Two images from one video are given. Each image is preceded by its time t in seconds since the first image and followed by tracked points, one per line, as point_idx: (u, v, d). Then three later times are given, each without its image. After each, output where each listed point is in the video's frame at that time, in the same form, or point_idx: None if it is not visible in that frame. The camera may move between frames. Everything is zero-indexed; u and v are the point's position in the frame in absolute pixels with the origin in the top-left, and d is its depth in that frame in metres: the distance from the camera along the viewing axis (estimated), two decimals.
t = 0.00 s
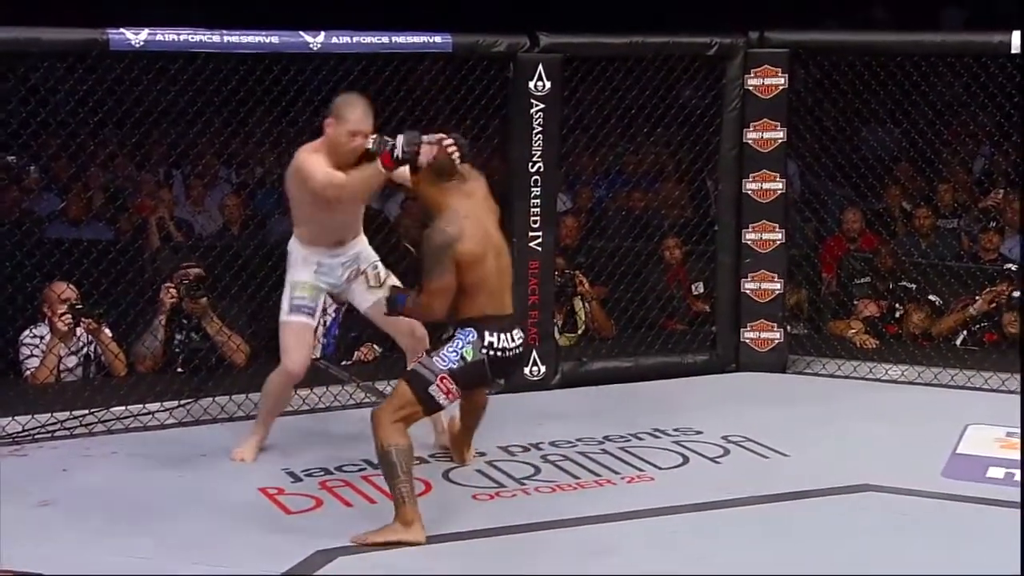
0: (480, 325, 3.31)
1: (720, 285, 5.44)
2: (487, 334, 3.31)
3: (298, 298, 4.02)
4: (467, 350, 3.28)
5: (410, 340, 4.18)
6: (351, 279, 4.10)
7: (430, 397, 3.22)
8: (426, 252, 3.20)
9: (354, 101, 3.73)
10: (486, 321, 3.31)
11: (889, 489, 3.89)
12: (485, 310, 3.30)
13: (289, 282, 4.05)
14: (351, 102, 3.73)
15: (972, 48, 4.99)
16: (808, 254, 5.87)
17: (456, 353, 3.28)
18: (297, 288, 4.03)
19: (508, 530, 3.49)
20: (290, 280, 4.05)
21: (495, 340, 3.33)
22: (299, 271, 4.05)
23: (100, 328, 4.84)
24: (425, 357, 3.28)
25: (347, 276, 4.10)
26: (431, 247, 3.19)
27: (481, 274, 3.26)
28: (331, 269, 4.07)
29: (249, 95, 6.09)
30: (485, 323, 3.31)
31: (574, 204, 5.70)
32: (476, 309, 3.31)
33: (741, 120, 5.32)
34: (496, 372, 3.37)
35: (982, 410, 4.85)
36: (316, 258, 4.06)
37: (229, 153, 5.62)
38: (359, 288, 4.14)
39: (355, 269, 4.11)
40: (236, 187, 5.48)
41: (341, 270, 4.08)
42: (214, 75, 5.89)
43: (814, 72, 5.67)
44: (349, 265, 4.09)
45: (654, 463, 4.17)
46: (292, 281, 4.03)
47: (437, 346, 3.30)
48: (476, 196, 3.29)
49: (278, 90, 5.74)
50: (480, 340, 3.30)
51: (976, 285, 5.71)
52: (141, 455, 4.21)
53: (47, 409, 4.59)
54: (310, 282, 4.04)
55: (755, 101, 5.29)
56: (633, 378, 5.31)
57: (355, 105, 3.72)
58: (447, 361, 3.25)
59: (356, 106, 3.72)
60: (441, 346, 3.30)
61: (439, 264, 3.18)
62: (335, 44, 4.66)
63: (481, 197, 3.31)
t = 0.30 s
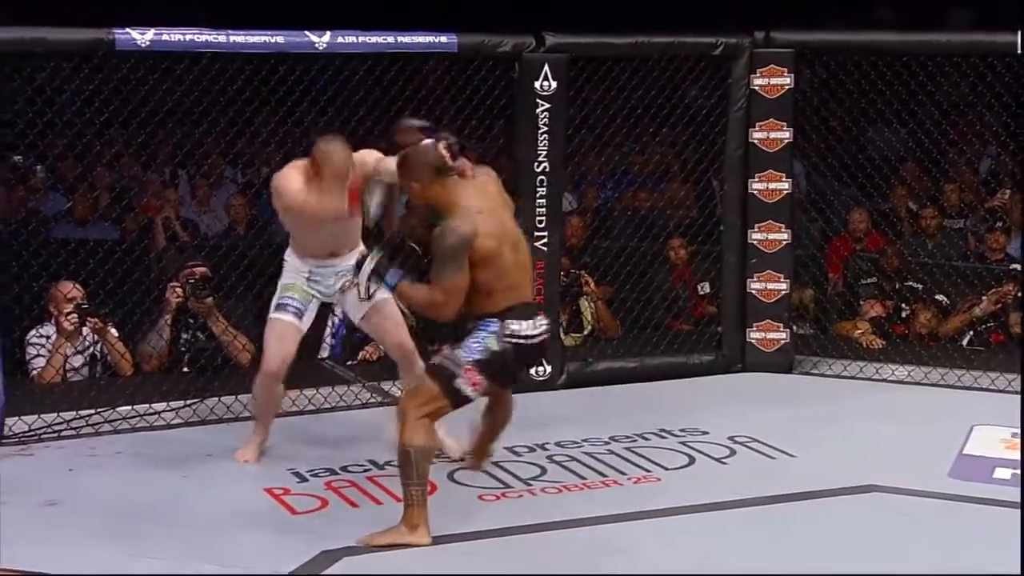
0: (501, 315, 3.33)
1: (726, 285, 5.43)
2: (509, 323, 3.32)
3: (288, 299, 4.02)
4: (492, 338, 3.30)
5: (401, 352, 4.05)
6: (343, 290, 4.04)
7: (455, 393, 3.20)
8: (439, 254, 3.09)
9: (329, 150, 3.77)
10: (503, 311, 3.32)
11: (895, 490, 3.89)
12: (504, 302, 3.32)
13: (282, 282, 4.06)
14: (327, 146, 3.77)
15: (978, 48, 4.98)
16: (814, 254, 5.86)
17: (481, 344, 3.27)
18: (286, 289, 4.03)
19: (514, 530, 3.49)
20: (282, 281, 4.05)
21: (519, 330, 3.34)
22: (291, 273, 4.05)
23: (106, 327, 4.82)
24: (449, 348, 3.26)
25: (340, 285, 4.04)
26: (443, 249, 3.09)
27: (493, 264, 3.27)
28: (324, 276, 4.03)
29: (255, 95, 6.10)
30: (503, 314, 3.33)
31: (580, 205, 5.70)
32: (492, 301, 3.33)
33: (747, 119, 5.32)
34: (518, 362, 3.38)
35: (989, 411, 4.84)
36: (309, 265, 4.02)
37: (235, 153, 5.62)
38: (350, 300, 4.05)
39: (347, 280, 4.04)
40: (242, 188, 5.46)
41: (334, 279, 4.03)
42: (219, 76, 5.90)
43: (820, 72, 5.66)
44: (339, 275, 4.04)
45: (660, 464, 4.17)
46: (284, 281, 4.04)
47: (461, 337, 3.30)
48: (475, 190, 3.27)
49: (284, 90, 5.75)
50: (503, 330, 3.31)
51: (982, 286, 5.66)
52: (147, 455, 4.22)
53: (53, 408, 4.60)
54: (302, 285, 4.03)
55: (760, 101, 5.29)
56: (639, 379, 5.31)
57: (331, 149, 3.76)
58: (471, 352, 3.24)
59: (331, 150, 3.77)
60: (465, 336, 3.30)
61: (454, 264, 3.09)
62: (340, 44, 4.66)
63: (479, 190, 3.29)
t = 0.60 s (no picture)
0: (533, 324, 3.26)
1: (734, 286, 5.42)
2: (532, 333, 3.25)
3: (292, 291, 3.97)
4: (513, 348, 3.23)
5: (401, 345, 4.02)
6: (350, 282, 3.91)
7: (470, 399, 3.19)
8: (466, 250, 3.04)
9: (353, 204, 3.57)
10: (532, 320, 3.25)
11: (904, 491, 3.87)
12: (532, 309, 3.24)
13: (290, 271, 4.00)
14: (351, 201, 3.57)
15: (986, 49, 4.97)
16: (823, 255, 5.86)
17: (499, 351, 3.23)
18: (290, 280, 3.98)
19: (521, 531, 3.49)
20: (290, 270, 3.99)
21: (542, 339, 3.26)
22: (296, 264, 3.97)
23: (115, 329, 4.87)
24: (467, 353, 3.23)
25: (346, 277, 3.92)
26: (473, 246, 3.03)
27: (524, 272, 3.21)
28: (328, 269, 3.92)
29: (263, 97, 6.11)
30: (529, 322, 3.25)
31: (588, 206, 5.70)
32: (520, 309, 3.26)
33: (755, 121, 5.31)
34: (542, 372, 3.30)
35: (998, 412, 4.82)
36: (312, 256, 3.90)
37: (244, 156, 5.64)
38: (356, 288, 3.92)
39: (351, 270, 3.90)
40: (250, 189, 5.47)
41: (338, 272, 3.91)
42: (228, 77, 5.91)
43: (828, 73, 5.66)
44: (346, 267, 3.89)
45: (669, 465, 4.16)
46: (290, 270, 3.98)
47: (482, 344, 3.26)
48: (518, 195, 3.21)
49: (292, 92, 5.75)
50: (525, 339, 3.24)
51: (991, 286, 5.66)
52: (156, 455, 4.23)
53: (62, 410, 4.61)
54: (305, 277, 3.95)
55: (768, 103, 5.28)
56: (647, 380, 5.30)
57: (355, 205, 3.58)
58: (489, 360, 3.20)
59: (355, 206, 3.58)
60: (486, 343, 3.26)
61: (482, 262, 3.04)
62: (349, 46, 4.67)
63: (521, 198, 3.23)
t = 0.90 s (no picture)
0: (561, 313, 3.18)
1: (736, 284, 5.42)
2: (565, 322, 3.18)
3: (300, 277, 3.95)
4: (548, 337, 3.16)
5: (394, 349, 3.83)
6: (352, 282, 3.88)
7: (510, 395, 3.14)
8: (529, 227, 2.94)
9: (346, 212, 3.48)
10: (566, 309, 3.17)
11: (906, 488, 3.87)
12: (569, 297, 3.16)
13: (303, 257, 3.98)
14: (346, 209, 3.47)
15: (990, 47, 4.97)
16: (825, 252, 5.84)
17: (533, 342, 3.15)
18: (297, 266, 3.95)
19: (523, 528, 3.49)
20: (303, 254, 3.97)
21: (575, 328, 3.20)
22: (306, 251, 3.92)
23: (118, 327, 4.85)
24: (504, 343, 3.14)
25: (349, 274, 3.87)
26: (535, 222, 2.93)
27: (573, 260, 3.14)
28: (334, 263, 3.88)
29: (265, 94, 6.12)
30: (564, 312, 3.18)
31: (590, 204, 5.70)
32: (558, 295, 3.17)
33: (757, 118, 5.31)
34: (572, 358, 3.25)
35: (1000, 410, 4.83)
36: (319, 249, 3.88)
37: (246, 153, 5.64)
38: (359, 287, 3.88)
39: (354, 268, 3.85)
40: (252, 186, 5.53)
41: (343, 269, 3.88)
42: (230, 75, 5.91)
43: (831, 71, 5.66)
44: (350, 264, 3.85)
45: (670, 462, 4.17)
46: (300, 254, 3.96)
47: (515, 331, 3.16)
48: (585, 182, 3.17)
49: (295, 89, 5.76)
50: (559, 328, 3.17)
51: (993, 283, 5.72)
52: (157, 452, 4.23)
53: (64, 407, 4.61)
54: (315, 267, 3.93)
55: (771, 100, 5.28)
56: (648, 377, 5.30)
57: (351, 214, 3.48)
58: (525, 355, 3.13)
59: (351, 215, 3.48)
60: (519, 331, 3.16)
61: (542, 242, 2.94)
62: (351, 43, 4.67)
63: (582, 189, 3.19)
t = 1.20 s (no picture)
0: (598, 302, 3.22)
1: (728, 283, 5.43)
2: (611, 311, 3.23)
3: (303, 293, 3.86)
4: (598, 326, 3.21)
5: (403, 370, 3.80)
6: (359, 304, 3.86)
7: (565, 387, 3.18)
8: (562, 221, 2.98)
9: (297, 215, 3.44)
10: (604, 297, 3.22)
11: (899, 487, 3.88)
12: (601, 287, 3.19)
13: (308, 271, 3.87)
14: (295, 211, 3.44)
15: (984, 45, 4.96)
16: (817, 251, 5.84)
17: (585, 333, 3.19)
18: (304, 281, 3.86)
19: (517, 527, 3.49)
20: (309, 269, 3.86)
21: (621, 315, 3.26)
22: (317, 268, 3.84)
23: (109, 326, 4.83)
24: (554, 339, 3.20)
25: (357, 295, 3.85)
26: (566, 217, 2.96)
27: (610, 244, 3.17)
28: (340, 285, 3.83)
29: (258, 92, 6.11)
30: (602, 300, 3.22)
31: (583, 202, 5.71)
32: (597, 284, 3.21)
33: (750, 117, 5.31)
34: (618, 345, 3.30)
35: (992, 408, 4.83)
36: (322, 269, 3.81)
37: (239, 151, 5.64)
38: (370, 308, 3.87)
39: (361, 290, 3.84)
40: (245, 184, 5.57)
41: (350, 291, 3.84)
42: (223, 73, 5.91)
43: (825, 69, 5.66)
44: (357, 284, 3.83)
45: (663, 461, 4.16)
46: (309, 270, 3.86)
47: (563, 327, 3.21)
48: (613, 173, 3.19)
49: (288, 88, 5.75)
50: (607, 317, 3.22)
51: (986, 281, 5.62)
52: (150, 451, 4.22)
53: (56, 406, 4.61)
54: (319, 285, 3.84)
55: (764, 99, 5.28)
56: (641, 376, 5.30)
57: (302, 215, 3.43)
58: (577, 345, 3.17)
59: (305, 220, 3.43)
60: (568, 327, 3.21)
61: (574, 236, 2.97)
62: (344, 41, 4.66)
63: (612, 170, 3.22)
